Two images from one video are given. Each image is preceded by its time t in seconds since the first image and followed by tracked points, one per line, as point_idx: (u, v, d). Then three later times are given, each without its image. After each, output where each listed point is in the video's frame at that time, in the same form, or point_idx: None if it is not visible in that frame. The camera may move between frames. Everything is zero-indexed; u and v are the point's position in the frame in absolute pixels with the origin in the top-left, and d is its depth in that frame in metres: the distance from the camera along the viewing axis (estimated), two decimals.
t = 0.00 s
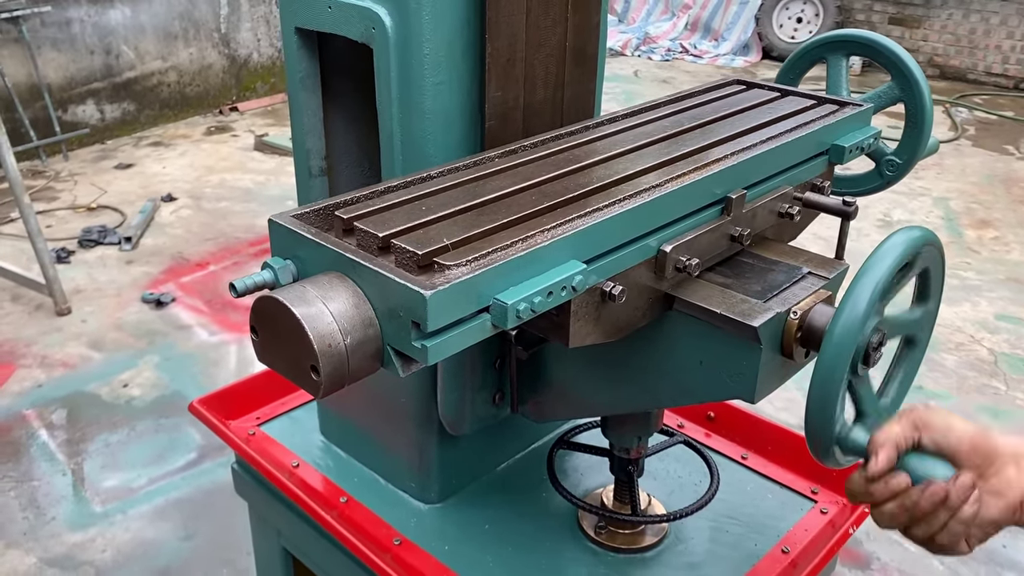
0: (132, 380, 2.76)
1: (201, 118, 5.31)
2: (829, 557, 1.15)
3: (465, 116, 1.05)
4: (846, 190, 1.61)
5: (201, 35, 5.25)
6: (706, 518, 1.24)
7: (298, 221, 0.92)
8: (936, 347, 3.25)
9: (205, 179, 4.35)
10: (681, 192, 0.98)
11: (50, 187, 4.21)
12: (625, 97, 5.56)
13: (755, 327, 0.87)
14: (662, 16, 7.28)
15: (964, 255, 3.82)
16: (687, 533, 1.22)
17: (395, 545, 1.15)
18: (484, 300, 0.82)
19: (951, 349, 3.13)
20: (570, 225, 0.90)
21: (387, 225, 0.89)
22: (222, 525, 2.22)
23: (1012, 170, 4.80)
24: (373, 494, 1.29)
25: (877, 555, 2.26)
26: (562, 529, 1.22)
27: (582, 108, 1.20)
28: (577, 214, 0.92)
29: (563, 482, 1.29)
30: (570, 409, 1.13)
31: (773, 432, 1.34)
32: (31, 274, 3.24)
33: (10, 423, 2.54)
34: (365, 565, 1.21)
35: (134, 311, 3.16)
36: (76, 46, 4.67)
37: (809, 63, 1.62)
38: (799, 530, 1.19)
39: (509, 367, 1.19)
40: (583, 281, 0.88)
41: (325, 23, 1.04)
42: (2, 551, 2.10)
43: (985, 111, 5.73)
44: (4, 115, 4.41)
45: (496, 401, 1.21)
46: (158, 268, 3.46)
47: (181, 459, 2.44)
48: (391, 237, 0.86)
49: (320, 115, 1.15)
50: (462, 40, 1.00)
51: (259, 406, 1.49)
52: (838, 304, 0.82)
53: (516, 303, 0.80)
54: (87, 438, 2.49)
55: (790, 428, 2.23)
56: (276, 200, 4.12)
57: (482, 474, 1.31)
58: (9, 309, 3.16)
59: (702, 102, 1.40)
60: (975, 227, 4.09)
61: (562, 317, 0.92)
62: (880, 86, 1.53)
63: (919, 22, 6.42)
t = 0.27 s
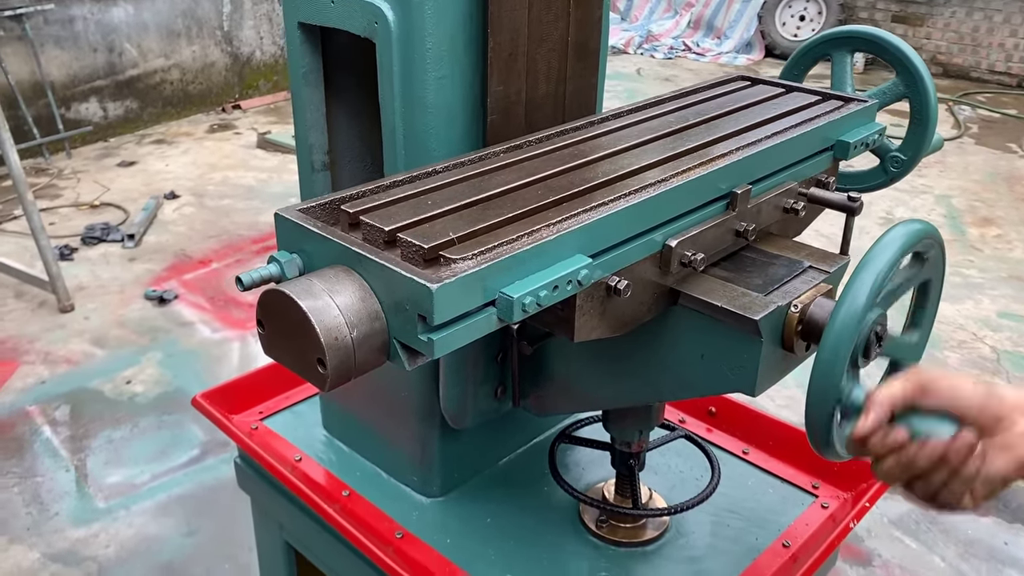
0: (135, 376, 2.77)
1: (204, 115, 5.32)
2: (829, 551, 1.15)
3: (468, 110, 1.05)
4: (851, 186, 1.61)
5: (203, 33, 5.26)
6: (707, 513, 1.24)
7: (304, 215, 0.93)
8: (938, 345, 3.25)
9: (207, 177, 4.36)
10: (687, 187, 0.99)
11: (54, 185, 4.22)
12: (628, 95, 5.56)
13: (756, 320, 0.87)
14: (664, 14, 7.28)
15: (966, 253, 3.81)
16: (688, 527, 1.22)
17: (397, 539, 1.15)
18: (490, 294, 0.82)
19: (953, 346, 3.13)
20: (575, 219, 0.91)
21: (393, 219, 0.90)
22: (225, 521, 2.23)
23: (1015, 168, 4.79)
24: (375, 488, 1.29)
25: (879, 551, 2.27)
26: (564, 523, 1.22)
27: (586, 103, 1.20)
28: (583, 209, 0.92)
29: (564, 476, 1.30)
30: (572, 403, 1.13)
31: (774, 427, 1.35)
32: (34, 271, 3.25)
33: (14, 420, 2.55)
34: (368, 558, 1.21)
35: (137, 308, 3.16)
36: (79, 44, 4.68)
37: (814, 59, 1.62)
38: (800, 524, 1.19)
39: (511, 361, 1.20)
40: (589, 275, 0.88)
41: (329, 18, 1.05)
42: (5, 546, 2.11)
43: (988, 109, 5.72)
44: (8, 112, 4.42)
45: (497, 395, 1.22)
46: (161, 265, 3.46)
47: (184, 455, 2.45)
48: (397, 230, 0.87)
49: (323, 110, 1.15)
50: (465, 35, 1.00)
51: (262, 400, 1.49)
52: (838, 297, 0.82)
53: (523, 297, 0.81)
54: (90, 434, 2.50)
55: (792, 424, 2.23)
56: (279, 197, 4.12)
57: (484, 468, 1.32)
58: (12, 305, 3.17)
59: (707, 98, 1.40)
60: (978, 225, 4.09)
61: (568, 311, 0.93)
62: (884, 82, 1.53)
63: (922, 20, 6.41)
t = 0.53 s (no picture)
0: (138, 372, 2.78)
1: (206, 113, 5.33)
2: (827, 542, 1.16)
3: (468, 105, 1.06)
4: (852, 182, 1.62)
5: (206, 30, 5.27)
6: (706, 505, 1.25)
7: (308, 209, 0.93)
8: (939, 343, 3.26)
9: (210, 174, 4.37)
10: (688, 181, 1.00)
11: (56, 182, 4.24)
12: (630, 92, 5.56)
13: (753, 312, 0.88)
14: (666, 12, 7.28)
15: (968, 251, 3.82)
16: (687, 519, 1.23)
17: (398, 530, 1.16)
18: (493, 286, 0.83)
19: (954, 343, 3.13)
20: (577, 213, 0.92)
21: (396, 212, 0.91)
22: (227, 516, 2.24)
23: (1017, 165, 4.79)
24: (376, 480, 1.30)
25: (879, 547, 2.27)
26: (563, 515, 1.23)
27: (587, 98, 1.21)
28: (585, 202, 0.93)
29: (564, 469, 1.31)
30: (572, 396, 1.14)
31: (772, 421, 1.35)
32: (37, 268, 3.26)
33: (17, 415, 2.56)
34: (368, 549, 1.22)
35: (139, 305, 3.18)
36: (81, 41, 4.69)
37: (816, 55, 1.63)
38: (797, 517, 1.20)
39: (511, 354, 1.21)
40: (591, 268, 0.89)
41: (330, 13, 1.05)
42: (9, 541, 2.12)
43: (990, 107, 5.71)
44: (11, 109, 4.43)
45: (498, 387, 1.22)
46: (164, 262, 3.48)
47: (186, 450, 2.46)
48: (401, 224, 0.88)
49: (325, 106, 1.16)
50: (465, 30, 1.01)
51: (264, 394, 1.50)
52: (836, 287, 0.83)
53: (525, 290, 0.82)
54: (93, 430, 2.51)
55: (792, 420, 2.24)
56: (281, 194, 4.13)
57: (485, 461, 1.32)
58: (15, 302, 3.18)
59: (708, 94, 1.41)
60: (979, 222, 4.09)
61: (570, 304, 0.93)
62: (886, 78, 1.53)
63: (924, 17, 6.41)
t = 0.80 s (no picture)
0: (140, 367, 2.79)
1: (208, 109, 5.35)
2: (822, 532, 1.17)
3: (468, 98, 1.07)
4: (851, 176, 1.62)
5: (208, 27, 5.28)
6: (703, 495, 1.26)
7: (312, 200, 0.94)
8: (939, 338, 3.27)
9: (212, 170, 4.38)
10: (688, 173, 1.01)
11: (59, 178, 4.25)
12: (631, 89, 5.57)
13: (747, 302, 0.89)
14: (668, 9, 7.28)
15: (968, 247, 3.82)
16: (684, 509, 1.24)
17: (398, 520, 1.18)
18: (493, 277, 0.84)
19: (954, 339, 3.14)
20: (578, 204, 0.93)
21: (399, 204, 0.92)
22: (229, 509, 2.26)
23: (1018, 162, 4.80)
24: (376, 470, 1.31)
25: (878, 541, 2.29)
26: (561, 505, 1.24)
27: (586, 91, 1.22)
28: (585, 194, 0.94)
29: (562, 459, 1.32)
30: (570, 386, 1.15)
31: (770, 412, 1.36)
32: (40, 263, 3.27)
33: (20, 410, 2.58)
34: (368, 538, 1.23)
35: (142, 300, 3.19)
36: (84, 37, 4.70)
37: (816, 50, 1.63)
38: (794, 506, 1.21)
39: (510, 346, 1.22)
40: (592, 260, 0.90)
41: (330, 6, 1.06)
42: (12, 534, 2.14)
43: (991, 104, 5.71)
44: (14, 106, 4.45)
45: (497, 378, 1.23)
46: (166, 258, 3.49)
47: (188, 444, 2.48)
48: (403, 215, 0.89)
49: (325, 99, 1.17)
50: (463, 24, 1.02)
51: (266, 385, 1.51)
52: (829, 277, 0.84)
53: (526, 280, 0.83)
54: (95, 424, 2.53)
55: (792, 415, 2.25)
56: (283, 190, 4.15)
57: (484, 451, 1.34)
58: (18, 297, 3.20)
59: (709, 88, 1.42)
60: (980, 218, 4.09)
61: (570, 296, 0.94)
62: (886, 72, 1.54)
63: (926, 14, 6.40)
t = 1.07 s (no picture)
0: (142, 362, 2.81)
1: (210, 105, 5.36)
2: (818, 521, 1.18)
3: (467, 89, 1.08)
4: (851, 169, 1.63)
5: (209, 23, 5.28)
6: (699, 485, 1.28)
7: (315, 190, 0.95)
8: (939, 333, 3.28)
9: (214, 166, 4.39)
10: (688, 164, 1.01)
11: (61, 174, 4.26)
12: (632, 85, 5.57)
13: (742, 290, 0.90)
14: (670, 5, 7.27)
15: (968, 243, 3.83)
16: (682, 498, 1.25)
17: (397, 508, 1.19)
18: (494, 266, 0.85)
19: (954, 334, 3.16)
20: (578, 194, 0.93)
21: (400, 194, 0.93)
22: (230, 502, 2.27)
23: (1019, 158, 4.80)
24: (376, 460, 1.32)
25: (876, 534, 2.30)
26: (560, 494, 1.25)
27: (586, 83, 1.23)
28: (585, 184, 0.95)
29: (561, 449, 1.33)
30: (569, 376, 1.16)
31: (766, 403, 1.37)
32: (42, 259, 3.29)
33: (22, 403, 2.59)
34: (368, 527, 1.24)
35: (144, 295, 3.20)
36: (86, 33, 4.70)
37: (816, 43, 1.64)
38: (790, 495, 1.22)
39: (508, 336, 1.23)
40: (592, 250, 0.91)
41: None
42: (15, 527, 2.15)
43: (992, 100, 5.71)
44: (16, 102, 4.46)
45: (496, 368, 1.24)
46: (168, 253, 3.50)
47: (190, 438, 2.49)
48: (405, 204, 0.90)
49: (325, 91, 1.18)
50: (461, 16, 1.03)
51: (267, 375, 1.52)
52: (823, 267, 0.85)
53: (526, 268, 0.84)
54: (98, 418, 2.54)
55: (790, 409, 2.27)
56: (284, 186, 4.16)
57: (483, 441, 1.35)
58: (21, 292, 3.21)
59: (709, 81, 1.43)
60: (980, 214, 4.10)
61: (571, 285, 0.95)
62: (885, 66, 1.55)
63: (927, 10, 6.40)
